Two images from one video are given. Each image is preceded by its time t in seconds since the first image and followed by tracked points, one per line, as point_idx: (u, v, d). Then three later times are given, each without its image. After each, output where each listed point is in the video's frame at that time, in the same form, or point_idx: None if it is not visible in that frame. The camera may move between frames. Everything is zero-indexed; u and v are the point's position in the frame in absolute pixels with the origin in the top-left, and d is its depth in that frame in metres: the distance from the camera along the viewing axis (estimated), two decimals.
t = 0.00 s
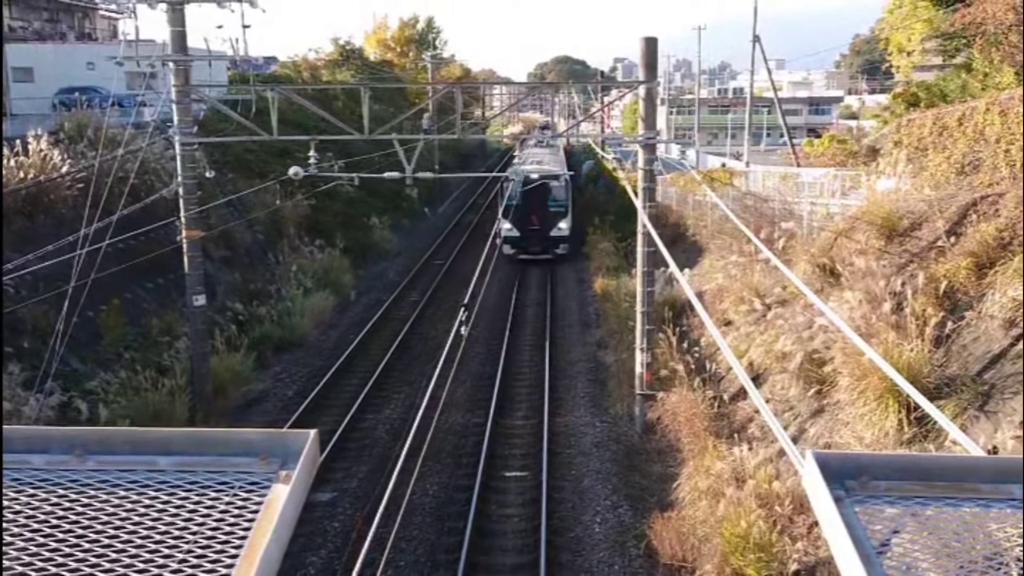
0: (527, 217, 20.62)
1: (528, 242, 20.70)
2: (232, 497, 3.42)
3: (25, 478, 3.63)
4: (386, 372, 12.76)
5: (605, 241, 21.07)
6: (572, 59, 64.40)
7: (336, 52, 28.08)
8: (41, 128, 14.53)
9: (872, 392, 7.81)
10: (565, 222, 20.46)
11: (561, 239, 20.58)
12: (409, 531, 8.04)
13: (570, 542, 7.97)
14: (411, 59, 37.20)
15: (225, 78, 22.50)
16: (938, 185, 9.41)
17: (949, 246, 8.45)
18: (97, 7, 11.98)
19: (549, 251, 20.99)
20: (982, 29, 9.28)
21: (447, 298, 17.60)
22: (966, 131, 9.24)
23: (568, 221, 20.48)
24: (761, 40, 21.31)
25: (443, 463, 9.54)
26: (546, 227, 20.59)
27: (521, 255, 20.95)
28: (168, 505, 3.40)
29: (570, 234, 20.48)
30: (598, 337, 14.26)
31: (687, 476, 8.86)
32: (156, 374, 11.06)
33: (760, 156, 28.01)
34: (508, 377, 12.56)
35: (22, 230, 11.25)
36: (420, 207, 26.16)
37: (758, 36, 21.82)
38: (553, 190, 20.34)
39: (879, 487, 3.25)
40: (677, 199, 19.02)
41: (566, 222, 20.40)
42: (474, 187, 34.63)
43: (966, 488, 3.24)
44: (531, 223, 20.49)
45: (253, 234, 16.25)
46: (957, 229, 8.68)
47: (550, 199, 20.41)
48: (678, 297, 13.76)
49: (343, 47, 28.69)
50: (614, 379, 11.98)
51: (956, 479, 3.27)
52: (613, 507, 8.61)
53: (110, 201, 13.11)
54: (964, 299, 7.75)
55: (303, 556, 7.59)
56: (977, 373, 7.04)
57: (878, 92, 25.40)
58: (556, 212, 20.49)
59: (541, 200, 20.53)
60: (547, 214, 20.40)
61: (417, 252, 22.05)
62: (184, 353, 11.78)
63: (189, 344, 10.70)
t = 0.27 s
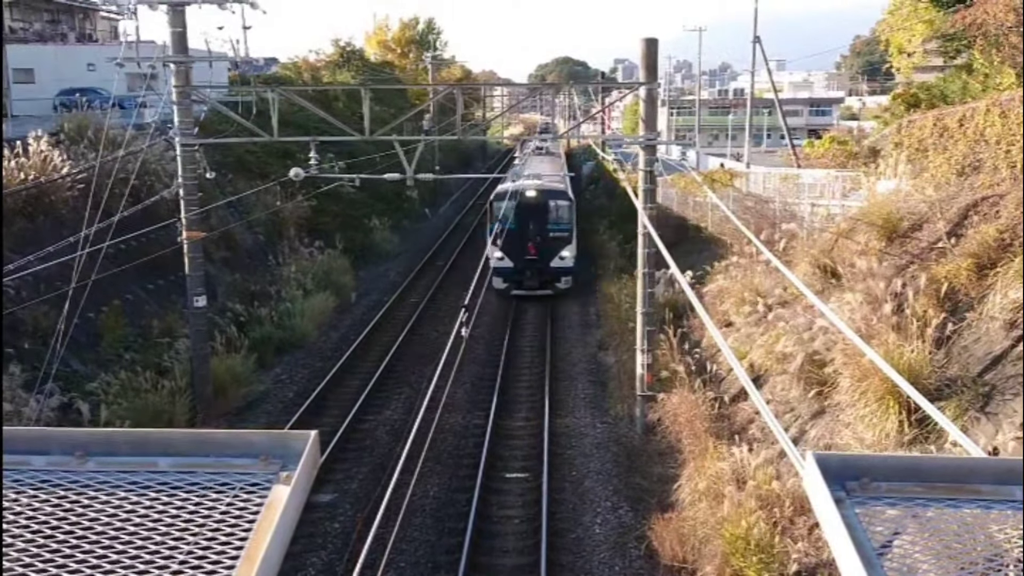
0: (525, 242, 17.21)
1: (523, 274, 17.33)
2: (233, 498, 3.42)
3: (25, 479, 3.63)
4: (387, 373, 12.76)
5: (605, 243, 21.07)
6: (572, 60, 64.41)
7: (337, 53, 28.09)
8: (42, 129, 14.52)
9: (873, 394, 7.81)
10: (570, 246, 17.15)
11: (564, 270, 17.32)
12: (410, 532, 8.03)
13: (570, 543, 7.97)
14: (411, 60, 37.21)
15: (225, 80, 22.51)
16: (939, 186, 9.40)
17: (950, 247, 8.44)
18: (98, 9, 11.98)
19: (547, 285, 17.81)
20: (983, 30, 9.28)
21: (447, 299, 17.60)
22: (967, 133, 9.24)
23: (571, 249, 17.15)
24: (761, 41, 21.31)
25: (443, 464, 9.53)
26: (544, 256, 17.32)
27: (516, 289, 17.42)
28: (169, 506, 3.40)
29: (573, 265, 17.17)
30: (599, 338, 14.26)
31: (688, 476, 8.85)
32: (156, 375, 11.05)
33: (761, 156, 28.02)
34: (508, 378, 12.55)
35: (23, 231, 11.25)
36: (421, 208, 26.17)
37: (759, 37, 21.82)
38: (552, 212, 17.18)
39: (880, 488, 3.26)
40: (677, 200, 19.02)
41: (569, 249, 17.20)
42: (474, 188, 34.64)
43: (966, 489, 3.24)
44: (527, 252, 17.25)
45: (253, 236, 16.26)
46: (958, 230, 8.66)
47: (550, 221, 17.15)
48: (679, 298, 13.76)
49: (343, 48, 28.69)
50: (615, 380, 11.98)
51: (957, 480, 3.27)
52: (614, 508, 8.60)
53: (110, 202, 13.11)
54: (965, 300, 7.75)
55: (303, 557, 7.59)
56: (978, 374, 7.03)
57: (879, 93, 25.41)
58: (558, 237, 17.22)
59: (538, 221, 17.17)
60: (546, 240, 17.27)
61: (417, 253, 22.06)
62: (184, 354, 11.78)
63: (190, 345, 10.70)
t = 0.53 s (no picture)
0: (519, 288, 13.49)
1: (515, 327, 13.48)
2: (233, 502, 3.43)
3: (25, 483, 3.63)
4: (387, 377, 12.75)
5: (605, 248, 21.07)
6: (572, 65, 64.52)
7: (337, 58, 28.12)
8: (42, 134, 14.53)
9: (873, 398, 7.81)
10: (575, 293, 13.55)
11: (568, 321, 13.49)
12: (410, 537, 8.03)
13: (570, 548, 7.96)
14: (411, 65, 37.26)
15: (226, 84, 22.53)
16: (939, 191, 9.40)
17: (950, 252, 8.44)
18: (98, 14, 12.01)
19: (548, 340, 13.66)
20: (983, 35, 9.29)
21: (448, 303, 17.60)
22: (966, 137, 9.24)
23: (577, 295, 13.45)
24: (761, 46, 21.33)
25: (443, 468, 9.53)
26: (542, 304, 13.53)
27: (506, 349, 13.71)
28: (168, 510, 3.40)
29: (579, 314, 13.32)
30: (599, 342, 14.26)
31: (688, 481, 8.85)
32: (156, 380, 11.05)
33: (761, 161, 28.04)
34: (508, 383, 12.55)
35: (23, 235, 11.26)
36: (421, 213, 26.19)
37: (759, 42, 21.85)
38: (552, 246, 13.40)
39: (880, 493, 3.26)
40: (677, 204, 19.03)
41: (574, 295, 13.49)
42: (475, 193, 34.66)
43: (967, 494, 3.24)
44: (520, 298, 13.41)
45: (253, 240, 16.26)
46: (958, 234, 8.63)
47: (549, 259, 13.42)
48: (679, 303, 13.76)
49: (343, 53, 28.71)
50: (615, 384, 11.98)
51: (958, 485, 3.27)
52: (614, 513, 8.59)
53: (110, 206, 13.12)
54: (965, 304, 7.75)
55: (302, 562, 7.58)
56: (978, 379, 7.03)
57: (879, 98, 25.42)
58: (560, 279, 13.46)
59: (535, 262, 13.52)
60: (544, 284, 13.50)
61: (417, 257, 22.06)
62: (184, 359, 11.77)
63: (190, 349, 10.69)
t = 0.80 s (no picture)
0: (506, 365, 9.64)
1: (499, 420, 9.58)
2: (233, 505, 3.43)
3: (25, 486, 3.62)
4: (386, 381, 12.75)
5: (606, 252, 21.09)
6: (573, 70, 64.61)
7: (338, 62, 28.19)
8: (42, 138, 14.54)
9: (873, 402, 7.83)
10: (582, 372, 9.63)
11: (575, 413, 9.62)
12: (409, 541, 8.03)
13: (570, 551, 7.96)
14: (411, 69, 37.33)
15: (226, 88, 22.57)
16: (939, 194, 9.42)
17: (951, 256, 8.45)
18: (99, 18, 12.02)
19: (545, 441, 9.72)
20: (982, 39, 9.31)
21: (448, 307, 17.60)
22: (966, 141, 9.26)
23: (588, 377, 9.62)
24: (761, 50, 21.35)
25: (443, 472, 9.54)
26: (536, 387, 9.60)
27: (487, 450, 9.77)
28: (168, 514, 3.40)
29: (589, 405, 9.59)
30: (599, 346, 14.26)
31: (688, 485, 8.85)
32: (156, 384, 11.04)
33: (761, 165, 28.06)
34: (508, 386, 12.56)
35: (23, 239, 11.27)
36: (421, 217, 26.21)
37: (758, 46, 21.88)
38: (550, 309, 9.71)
39: (881, 497, 3.26)
40: (677, 208, 19.05)
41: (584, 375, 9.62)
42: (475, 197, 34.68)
43: (967, 498, 3.25)
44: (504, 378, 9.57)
45: (253, 244, 16.27)
46: (958, 239, 8.70)
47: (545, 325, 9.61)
48: (679, 306, 13.76)
49: (343, 57, 28.74)
50: (615, 388, 11.98)
51: (959, 488, 3.28)
52: (614, 517, 8.58)
53: (111, 210, 13.13)
54: (966, 308, 7.78)
55: (301, 565, 7.57)
56: (979, 383, 7.04)
57: (879, 102, 25.45)
58: (565, 354, 9.63)
59: (527, 326, 9.66)
60: (538, 360, 9.63)
61: (417, 261, 22.08)
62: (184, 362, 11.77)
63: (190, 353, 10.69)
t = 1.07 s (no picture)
0: (478, 542, 6.68)
1: None
2: (233, 509, 3.42)
3: (26, 490, 3.62)
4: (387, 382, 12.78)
5: (606, 253, 21.13)
6: (573, 72, 64.62)
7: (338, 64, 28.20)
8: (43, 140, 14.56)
9: (874, 402, 7.85)
10: (601, 554, 6.79)
11: None
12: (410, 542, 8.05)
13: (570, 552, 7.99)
14: (412, 71, 37.34)
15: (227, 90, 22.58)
16: (939, 197, 9.43)
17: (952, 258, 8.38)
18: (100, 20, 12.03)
19: None
20: (982, 41, 9.32)
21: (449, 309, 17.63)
22: (967, 143, 9.27)
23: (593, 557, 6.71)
24: (761, 52, 21.37)
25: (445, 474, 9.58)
26: None
27: None
28: (169, 518, 3.40)
29: None
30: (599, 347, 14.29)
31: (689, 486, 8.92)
32: (157, 386, 11.04)
33: (762, 167, 28.09)
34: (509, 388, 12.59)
35: (24, 242, 11.28)
36: (422, 219, 26.23)
37: (758, 48, 21.89)
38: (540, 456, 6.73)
39: (882, 499, 3.32)
40: (677, 210, 19.09)
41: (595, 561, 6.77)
42: (475, 199, 34.70)
43: (969, 501, 3.32)
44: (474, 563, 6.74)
45: (254, 246, 16.28)
46: (958, 240, 8.55)
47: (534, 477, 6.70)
48: (679, 308, 13.78)
49: (344, 59, 28.76)
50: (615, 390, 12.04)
51: (959, 491, 3.35)
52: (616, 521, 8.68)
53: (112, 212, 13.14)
54: (966, 311, 7.78)
55: (302, 567, 7.59)
56: (980, 384, 7.06)
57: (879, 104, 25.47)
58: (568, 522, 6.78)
59: (508, 471, 6.67)
60: (526, 533, 6.68)
61: (418, 263, 22.10)
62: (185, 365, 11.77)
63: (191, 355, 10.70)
